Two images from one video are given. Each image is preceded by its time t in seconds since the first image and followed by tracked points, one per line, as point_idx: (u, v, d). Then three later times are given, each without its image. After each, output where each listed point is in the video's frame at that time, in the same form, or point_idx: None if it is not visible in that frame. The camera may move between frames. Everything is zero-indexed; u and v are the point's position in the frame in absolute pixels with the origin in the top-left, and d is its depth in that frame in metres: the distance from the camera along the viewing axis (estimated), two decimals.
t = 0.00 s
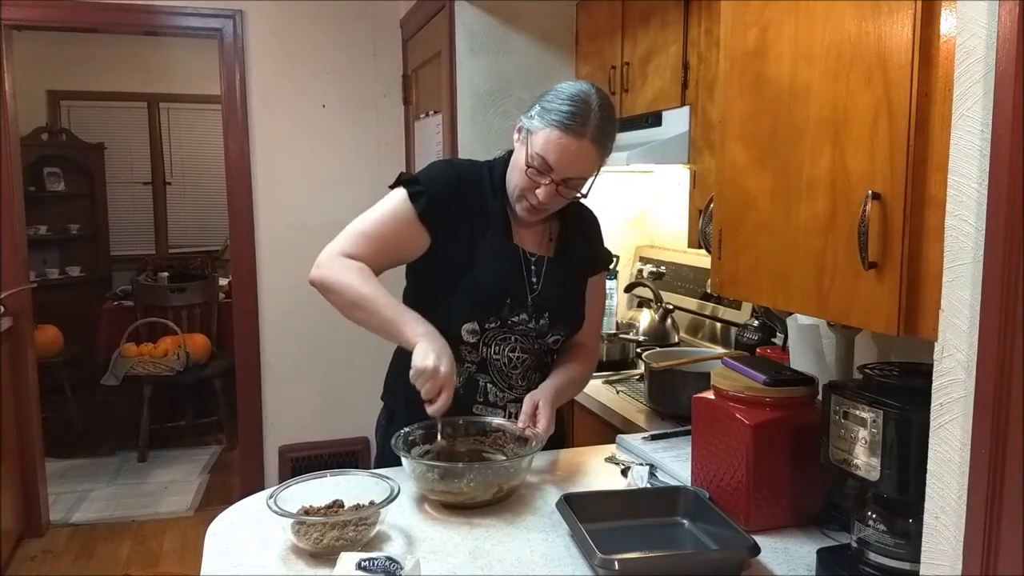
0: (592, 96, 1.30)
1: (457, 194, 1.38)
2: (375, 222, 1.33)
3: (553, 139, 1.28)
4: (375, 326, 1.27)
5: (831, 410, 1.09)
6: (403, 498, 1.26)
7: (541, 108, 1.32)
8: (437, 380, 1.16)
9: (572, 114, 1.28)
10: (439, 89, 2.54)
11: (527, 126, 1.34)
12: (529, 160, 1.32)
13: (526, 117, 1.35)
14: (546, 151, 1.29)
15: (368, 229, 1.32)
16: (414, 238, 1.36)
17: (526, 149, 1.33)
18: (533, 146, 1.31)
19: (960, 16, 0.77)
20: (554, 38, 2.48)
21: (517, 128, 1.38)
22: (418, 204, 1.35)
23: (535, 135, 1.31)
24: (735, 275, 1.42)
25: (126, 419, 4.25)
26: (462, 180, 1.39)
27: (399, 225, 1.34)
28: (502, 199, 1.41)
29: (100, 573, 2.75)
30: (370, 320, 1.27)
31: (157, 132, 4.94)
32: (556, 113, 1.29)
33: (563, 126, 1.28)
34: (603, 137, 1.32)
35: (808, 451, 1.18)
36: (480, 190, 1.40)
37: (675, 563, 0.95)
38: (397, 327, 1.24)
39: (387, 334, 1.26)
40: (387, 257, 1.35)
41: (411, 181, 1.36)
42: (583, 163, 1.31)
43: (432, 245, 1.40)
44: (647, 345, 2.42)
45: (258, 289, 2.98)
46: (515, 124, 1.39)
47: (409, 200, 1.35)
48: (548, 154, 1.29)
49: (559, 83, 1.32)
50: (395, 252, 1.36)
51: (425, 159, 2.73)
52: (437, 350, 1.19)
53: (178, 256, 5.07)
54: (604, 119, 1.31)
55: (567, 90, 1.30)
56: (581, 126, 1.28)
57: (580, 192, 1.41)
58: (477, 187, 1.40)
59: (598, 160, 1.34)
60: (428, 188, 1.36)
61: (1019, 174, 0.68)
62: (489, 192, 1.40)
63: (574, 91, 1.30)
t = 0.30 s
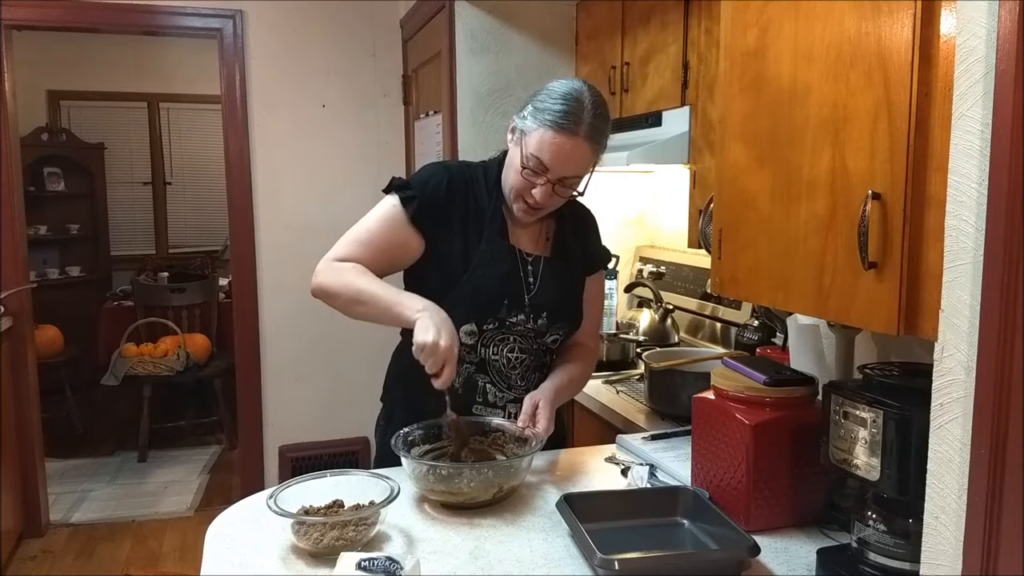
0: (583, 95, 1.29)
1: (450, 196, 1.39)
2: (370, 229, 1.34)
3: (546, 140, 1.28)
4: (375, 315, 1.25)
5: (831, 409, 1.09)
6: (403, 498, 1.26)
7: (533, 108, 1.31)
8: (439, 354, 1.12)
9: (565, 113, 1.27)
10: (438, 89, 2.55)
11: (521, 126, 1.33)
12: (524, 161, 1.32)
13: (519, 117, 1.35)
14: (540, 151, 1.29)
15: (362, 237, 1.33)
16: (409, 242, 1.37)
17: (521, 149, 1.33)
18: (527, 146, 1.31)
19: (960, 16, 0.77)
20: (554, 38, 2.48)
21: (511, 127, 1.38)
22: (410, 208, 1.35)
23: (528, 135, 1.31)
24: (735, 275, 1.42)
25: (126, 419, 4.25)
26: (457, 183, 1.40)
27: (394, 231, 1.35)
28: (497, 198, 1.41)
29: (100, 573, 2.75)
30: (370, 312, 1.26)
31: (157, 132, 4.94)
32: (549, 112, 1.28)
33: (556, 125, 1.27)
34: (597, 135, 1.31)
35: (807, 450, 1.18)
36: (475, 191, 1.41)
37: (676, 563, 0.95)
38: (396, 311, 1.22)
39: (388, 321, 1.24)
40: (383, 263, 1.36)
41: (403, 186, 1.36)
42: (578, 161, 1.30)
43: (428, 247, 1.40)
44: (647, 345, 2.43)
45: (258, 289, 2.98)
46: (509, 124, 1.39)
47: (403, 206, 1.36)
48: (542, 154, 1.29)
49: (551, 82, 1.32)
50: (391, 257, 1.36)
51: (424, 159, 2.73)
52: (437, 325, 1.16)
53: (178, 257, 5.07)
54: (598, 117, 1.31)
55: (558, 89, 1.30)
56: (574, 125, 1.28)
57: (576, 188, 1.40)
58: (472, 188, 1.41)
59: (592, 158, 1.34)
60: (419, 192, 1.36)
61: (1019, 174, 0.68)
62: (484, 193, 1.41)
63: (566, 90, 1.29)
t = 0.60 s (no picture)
0: (566, 83, 1.29)
1: (443, 198, 1.40)
2: (366, 233, 1.35)
3: (533, 131, 1.28)
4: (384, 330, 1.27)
5: (831, 409, 1.09)
6: (402, 498, 1.26)
7: (517, 103, 1.32)
8: (454, 368, 1.14)
9: (548, 103, 1.27)
10: (438, 89, 2.55)
11: (507, 122, 1.34)
12: (512, 156, 1.32)
13: (505, 114, 1.35)
14: (527, 144, 1.29)
15: (360, 243, 1.33)
16: (406, 245, 1.38)
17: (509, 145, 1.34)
18: (515, 140, 1.31)
19: (960, 16, 0.77)
20: (554, 38, 2.48)
21: (499, 125, 1.39)
22: (402, 211, 1.36)
23: (515, 130, 1.31)
24: (736, 275, 1.42)
25: (126, 420, 4.25)
26: (452, 183, 1.41)
27: (390, 235, 1.36)
28: (491, 197, 1.41)
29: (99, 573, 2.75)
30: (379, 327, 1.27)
31: (157, 132, 4.94)
32: (534, 104, 1.28)
33: (541, 116, 1.27)
34: (584, 121, 1.31)
35: (807, 450, 1.18)
36: (468, 191, 1.41)
37: (676, 563, 0.95)
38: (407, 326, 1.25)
39: (396, 337, 1.26)
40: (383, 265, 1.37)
41: (395, 190, 1.37)
42: (568, 150, 1.31)
43: (423, 248, 1.41)
44: (647, 345, 2.43)
45: (258, 289, 2.98)
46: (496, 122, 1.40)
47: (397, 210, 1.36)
48: (530, 146, 1.29)
49: (533, 75, 1.32)
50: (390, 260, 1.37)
51: (424, 159, 2.73)
52: (450, 341, 1.18)
53: (178, 257, 5.07)
54: (582, 104, 1.30)
55: (539, 81, 1.30)
56: (559, 114, 1.28)
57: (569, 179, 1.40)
58: (465, 189, 1.41)
59: (582, 146, 1.34)
60: (412, 195, 1.36)
61: (1019, 175, 0.68)
62: (479, 194, 1.41)
63: (547, 81, 1.29)
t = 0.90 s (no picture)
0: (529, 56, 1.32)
1: (430, 200, 1.42)
2: (353, 243, 1.38)
3: (508, 101, 1.29)
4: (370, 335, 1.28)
5: (831, 410, 1.09)
6: (403, 498, 1.26)
7: (487, 89, 1.34)
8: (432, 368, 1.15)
9: (517, 72, 1.29)
10: (439, 89, 2.55)
11: (482, 110, 1.36)
12: (494, 134, 1.32)
13: (478, 107, 1.37)
14: (505, 114, 1.29)
15: (348, 253, 1.37)
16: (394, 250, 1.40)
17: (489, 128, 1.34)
18: (492, 118, 1.32)
19: (960, 16, 0.77)
20: (554, 39, 2.48)
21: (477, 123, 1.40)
22: (388, 214, 1.38)
23: (490, 110, 1.33)
24: (736, 275, 1.42)
25: (126, 420, 4.25)
26: (440, 183, 1.43)
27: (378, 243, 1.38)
28: (480, 194, 1.44)
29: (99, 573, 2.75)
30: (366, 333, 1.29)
31: (157, 132, 4.94)
32: (503, 79, 1.31)
33: (512, 85, 1.29)
34: (557, 86, 1.32)
35: (807, 450, 1.18)
36: (456, 191, 1.43)
37: (675, 562, 0.95)
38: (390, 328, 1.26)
39: (386, 338, 1.27)
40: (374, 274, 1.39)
41: (381, 196, 1.39)
42: (547, 112, 1.30)
43: (412, 250, 1.42)
44: (647, 345, 2.43)
45: (258, 289, 2.98)
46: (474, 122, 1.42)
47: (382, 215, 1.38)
48: (508, 116, 1.29)
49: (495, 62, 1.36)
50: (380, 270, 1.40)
51: (425, 159, 2.73)
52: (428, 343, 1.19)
53: (178, 257, 5.07)
54: (550, 71, 1.32)
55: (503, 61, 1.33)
56: (530, 78, 1.29)
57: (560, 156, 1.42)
58: (453, 188, 1.43)
59: (561, 111, 1.34)
60: (397, 199, 1.39)
61: (1019, 176, 0.68)
62: (468, 193, 1.43)
63: (509, 58, 1.32)
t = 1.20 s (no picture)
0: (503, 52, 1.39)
1: (406, 210, 1.43)
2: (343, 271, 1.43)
3: (495, 87, 1.33)
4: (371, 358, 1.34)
5: (831, 409, 1.09)
6: (403, 498, 1.26)
7: (465, 86, 1.38)
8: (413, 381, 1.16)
9: (498, 61, 1.35)
10: (439, 89, 2.55)
11: (460, 107, 1.38)
12: (479, 123, 1.34)
13: (454, 107, 1.40)
14: (492, 99, 1.33)
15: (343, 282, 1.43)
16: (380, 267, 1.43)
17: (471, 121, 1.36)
18: (476, 108, 1.35)
19: (959, 16, 0.77)
20: (555, 39, 2.48)
21: (452, 126, 1.43)
22: (363, 231, 1.40)
23: (472, 102, 1.36)
24: (736, 276, 1.42)
25: (126, 419, 4.25)
26: (414, 190, 1.44)
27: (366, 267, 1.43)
28: (455, 197, 1.45)
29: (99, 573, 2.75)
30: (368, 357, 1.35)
31: (157, 131, 4.94)
32: (484, 70, 1.35)
33: (495, 73, 1.34)
34: (534, 75, 1.38)
35: (807, 450, 1.18)
36: (430, 199, 1.44)
37: (675, 563, 0.95)
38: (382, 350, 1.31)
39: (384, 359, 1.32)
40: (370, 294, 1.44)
41: (356, 214, 1.41)
42: (529, 96, 1.35)
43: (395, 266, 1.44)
44: (647, 344, 2.43)
45: (258, 289, 2.98)
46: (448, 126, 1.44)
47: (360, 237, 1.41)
48: (495, 101, 1.33)
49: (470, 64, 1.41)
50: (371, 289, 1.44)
51: (425, 158, 2.73)
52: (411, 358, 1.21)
53: (178, 257, 5.07)
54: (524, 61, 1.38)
55: (478, 58, 1.38)
56: (511, 66, 1.35)
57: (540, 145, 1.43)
58: (427, 196, 1.44)
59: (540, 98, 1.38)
60: (371, 215, 1.40)
61: (1019, 176, 0.68)
62: (443, 196, 1.45)
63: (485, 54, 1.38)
